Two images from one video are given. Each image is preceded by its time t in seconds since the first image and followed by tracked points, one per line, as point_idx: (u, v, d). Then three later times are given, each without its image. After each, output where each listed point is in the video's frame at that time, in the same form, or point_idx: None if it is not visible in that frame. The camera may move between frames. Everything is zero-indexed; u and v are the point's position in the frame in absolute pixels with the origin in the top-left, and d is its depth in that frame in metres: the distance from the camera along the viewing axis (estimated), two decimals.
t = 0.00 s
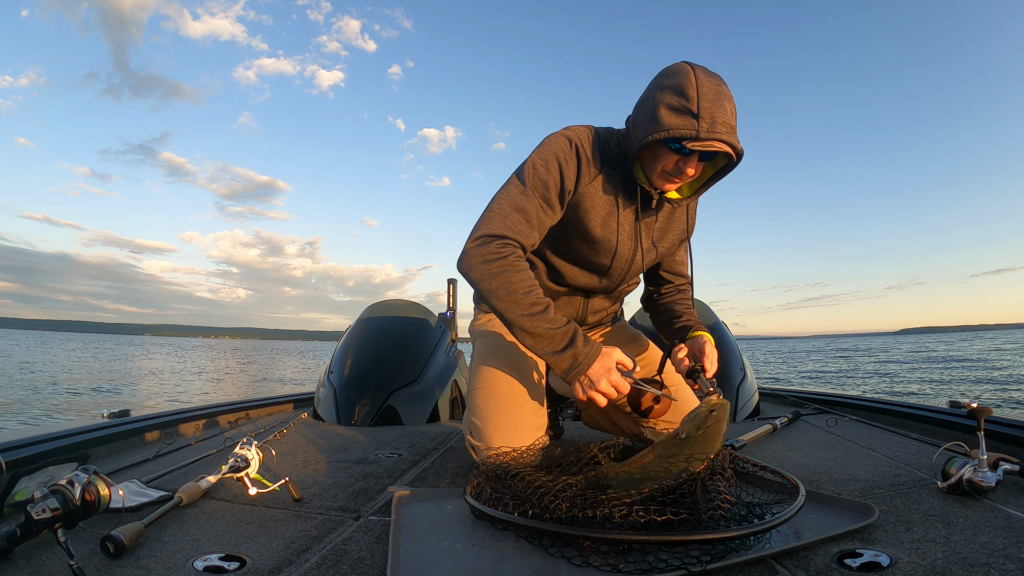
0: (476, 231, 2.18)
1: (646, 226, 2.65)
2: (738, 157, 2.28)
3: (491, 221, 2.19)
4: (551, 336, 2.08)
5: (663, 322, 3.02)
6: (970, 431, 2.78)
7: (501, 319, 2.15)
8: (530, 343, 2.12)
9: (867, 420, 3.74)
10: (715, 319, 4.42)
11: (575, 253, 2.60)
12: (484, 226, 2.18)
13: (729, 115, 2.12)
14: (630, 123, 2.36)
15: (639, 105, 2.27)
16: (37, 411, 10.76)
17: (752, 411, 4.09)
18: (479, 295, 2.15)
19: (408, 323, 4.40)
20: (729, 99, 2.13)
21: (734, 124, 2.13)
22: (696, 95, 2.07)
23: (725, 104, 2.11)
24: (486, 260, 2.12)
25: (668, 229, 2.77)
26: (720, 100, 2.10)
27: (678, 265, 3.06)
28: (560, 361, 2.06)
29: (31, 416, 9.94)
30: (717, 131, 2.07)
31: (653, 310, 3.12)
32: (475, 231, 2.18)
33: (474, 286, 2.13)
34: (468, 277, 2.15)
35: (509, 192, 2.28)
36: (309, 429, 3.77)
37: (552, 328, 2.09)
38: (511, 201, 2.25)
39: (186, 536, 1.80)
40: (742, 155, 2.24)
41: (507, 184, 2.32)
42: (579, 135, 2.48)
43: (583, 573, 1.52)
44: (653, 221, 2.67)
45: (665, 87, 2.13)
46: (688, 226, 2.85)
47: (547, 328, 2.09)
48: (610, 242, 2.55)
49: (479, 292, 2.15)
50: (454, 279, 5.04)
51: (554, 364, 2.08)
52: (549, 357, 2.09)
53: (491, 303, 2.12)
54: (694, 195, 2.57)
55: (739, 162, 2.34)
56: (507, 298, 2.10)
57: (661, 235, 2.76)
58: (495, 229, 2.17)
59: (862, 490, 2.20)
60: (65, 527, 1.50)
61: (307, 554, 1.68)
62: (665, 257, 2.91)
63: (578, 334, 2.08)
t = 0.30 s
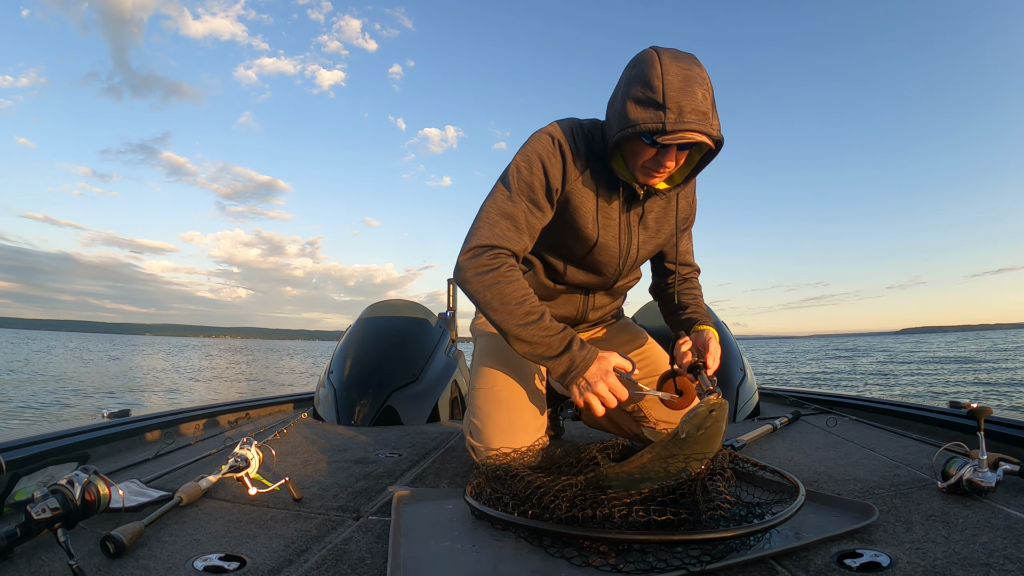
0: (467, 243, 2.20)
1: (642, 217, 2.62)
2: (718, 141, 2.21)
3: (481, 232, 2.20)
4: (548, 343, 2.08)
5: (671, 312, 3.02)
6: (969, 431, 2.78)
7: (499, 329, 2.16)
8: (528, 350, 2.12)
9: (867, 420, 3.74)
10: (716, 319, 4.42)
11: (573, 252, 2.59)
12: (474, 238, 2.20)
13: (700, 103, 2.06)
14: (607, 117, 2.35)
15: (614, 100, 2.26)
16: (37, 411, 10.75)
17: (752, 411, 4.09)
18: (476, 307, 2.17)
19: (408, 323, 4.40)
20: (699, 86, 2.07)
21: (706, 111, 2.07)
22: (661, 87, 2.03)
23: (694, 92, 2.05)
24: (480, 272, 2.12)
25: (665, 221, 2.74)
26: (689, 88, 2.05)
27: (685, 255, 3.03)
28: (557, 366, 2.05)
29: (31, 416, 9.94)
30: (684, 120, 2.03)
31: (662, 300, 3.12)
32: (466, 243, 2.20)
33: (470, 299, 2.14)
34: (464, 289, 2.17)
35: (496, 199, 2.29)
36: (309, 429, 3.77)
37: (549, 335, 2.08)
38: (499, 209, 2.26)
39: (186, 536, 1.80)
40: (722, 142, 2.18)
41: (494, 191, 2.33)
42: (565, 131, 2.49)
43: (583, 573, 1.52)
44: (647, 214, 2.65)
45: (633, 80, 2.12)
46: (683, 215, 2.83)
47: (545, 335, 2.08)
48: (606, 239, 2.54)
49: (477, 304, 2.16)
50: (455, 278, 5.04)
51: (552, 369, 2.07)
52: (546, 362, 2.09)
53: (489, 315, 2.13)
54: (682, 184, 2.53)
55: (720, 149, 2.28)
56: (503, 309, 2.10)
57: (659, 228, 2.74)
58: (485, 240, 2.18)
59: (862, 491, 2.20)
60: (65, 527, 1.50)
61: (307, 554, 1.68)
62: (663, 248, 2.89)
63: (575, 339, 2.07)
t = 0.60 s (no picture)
0: (478, 250, 2.23)
1: (638, 212, 2.62)
2: (706, 135, 2.20)
3: (489, 237, 2.23)
4: (569, 336, 2.04)
5: (671, 307, 3.02)
6: (970, 431, 2.77)
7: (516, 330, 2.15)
8: (550, 346, 2.09)
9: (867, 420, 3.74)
10: (716, 319, 4.42)
11: (570, 249, 2.60)
12: (484, 244, 2.22)
13: (684, 96, 2.06)
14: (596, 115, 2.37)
15: (601, 99, 2.27)
16: (36, 411, 10.74)
17: (752, 411, 4.09)
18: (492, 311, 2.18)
19: (408, 323, 4.40)
20: (683, 79, 2.07)
21: (691, 104, 2.07)
22: (644, 83, 2.04)
23: (678, 86, 2.05)
24: (493, 276, 2.14)
25: (664, 214, 2.74)
26: (672, 83, 2.05)
27: (684, 249, 3.04)
28: (581, 359, 2.00)
29: (31, 416, 9.95)
30: (668, 116, 2.03)
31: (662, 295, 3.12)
32: (478, 251, 2.23)
33: (487, 304, 2.16)
34: (480, 294, 2.20)
35: (499, 203, 2.31)
36: (309, 429, 3.77)
37: (569, 329, 2.05)
38: (503, 212, 2.28)
39: (186, 536, 1.80)
40: (711, 133, 2.16)
41: (495, 196, 2.36)
42: (558, 128, 2.51)
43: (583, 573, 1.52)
44: (645, 208, 2.65)
45: (617, 77, 2.13)
46: (680, 207, 2.83)
47: (565, 329, 2.05)
48: (603, 236, 2.55)
49: (494, 309, 2.17)
50: (454, 279, 5.05)
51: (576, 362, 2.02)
52: (570, 355, 2.04)
53: (506, 318, 2.13)
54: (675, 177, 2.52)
55: (710, 140, 2.26)
56: (519, 310, 2.10)
57: (659, 220, 2.73)
58: (494, 244, 2.20)
59: (862, 491, 2.20)
60: (65, 527, 1.50)
61: (307, 554, 1.68)
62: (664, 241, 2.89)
63: (595, 331, 2.03)
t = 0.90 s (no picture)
0: (485, 257, 2.23)
1: (635, 213, 2.63)
2: (700, 135, 2.20)
3: (495, 243, 2.23)
4: (575, 346, 2.01)
5: (668, 307, 3.02)
6: (970, 431, 2.77)
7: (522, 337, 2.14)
8: (555, 355, 2.06)
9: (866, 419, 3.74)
10: (716, 319, 4.42)
11: (569, 251, 2.59)
12: (490, 251, 2.23)
13: (677, 98, 2.06)
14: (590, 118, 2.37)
15: (594, 102, 2.28)
16: (36, 411, 10.75)
17: (752, 411, 4.09)
18: (499, 317, 2.18)
19: (408, 323, 4.40)
20: (675, 81, 2.07)
21: (683, 105, 2.07)
22: (637, 85, 2.04)
23: (670, 87, 2.06)
24: (500, 282, 2.14)
25: (661, 214, 2.74)
26: (664, 84, 2.05)
27: (680, 250, 3.04)
28: (587, 371, 1.97)
29: (30, 416, 9.95)
30: (661, 117, 2.03)
31: (659, 296, 3.12)
32: (484, 257, 2.23)
33: (494, 310, 2.17)
34: (488, 301, 2.20)
35: (502, 209, 2.32)
36: (309, 429, 3.77)
37: (576, 339, 2.02)
38: (507, 217, 2.28)
39: (186, 536, 1.80)
40: (704, 133, 2.17)
41: (498, 201, 2.36)
42: (554, 131, 2.52)
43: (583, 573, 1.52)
44: (642, 209, 2.65)
45: (610, 80, 2.14)
46: (676, 208, 2.84)
47: (571, 338, 2.02)
48: (601, 237, 2.55)
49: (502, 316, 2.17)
50: (454, 279, 5.05)
51: (582, 374, 1.99)
52: (574, 366, 2.01)
53: (513, 325, 2.13)
54: (671, 178, 2.52)
55: (704, 141, 2.26)
56: (525, 317, 2.09)
57: (656, 221, 2.74)
58: (500, 250, 2.21)
59: (862, 491, 2.20)
60: (65, 527, 1.50)
61: (308, 554, 1.68)
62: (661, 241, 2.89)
63: (602, 341, 2.00)
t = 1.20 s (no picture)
0: (487, 259, 2.23)
1: (629, 211, 2.64)
2: (691, 133, 2.19)
3: (496, 246, 2.23)
4: (577, 349, 2.01)
5: (666, 306, 3.02)
6: (970, 431, 2.77)
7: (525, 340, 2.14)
8: (557, 359, 2.06)
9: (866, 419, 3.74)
10: (716, 319, 4.42)
11: (565, 252, 2.60)
12: (491, 253, 2.23)
13: (665, 96, 2.05)
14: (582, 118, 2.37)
15: (585, 102, 2.28)
16: (36, 411, 10.74)
17: (752, 411, 4.09)
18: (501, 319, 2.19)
19: (408, 323, 4.40)
20: (663, 79, 2.07)
21: (672, 103, 2.06)
22: (624, 84, 2.04)
23: (657, 86, 2.05)
24: (502, 284, 2.15)
25: (656, 213, 2.74)
26: (651, 82, 2.05)
27: (678, 249, 3.04)
28: (590, 374, 1.97)
29: (30, 416, 9.95)
30: (649, 116, 2.03)
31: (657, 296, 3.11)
32: (486, 260, 2.24)
33: (496, 312, 2.17)
34: (491, 303, 2.20)
35: (502, 211, 2.32)
36: (309, 429, 3.77)
37: (577, 342, 2.01)
38: (507, 218, 2.29)
39: (186, 536, 1.80)
40: (694, 130, 2.16)
41: (498, 203, 2.37)
42: (549, 132, 2.52)
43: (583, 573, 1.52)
44: (637, 208, 2.65)
45: (600, 80, 2.14)
46: (671, 206, 2.84)
47: (572, 341, 2.02)
48: (597, 237, 2.55)
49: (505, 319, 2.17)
50: (454, 279, 5.05)
51: (585, 377, 1.99)
52: (575, 370, 2.01)
53: (515, 328, 2.13)
54: (664, 177, 2.52)
55: (695, 138, 2.26)
56: (527, 319, 2.09)
57: (651, 220, 2.74)
58: (501, 252, 2.21)
59: (862, 491, 2.20)
60: (65, 527, 1.50)
61: (308, 554, 1.68)
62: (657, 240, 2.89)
63: (603, 344, 1.99)
